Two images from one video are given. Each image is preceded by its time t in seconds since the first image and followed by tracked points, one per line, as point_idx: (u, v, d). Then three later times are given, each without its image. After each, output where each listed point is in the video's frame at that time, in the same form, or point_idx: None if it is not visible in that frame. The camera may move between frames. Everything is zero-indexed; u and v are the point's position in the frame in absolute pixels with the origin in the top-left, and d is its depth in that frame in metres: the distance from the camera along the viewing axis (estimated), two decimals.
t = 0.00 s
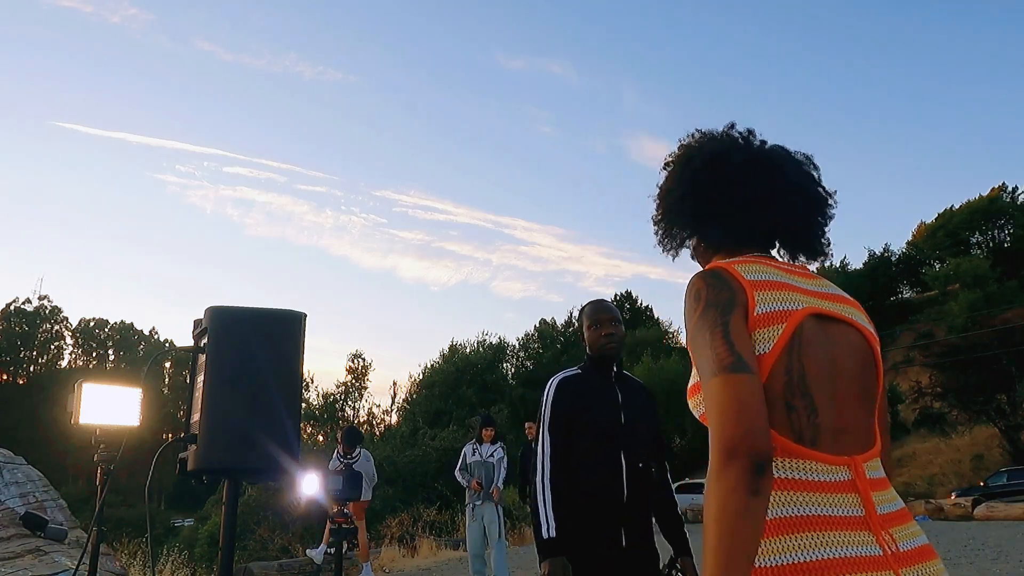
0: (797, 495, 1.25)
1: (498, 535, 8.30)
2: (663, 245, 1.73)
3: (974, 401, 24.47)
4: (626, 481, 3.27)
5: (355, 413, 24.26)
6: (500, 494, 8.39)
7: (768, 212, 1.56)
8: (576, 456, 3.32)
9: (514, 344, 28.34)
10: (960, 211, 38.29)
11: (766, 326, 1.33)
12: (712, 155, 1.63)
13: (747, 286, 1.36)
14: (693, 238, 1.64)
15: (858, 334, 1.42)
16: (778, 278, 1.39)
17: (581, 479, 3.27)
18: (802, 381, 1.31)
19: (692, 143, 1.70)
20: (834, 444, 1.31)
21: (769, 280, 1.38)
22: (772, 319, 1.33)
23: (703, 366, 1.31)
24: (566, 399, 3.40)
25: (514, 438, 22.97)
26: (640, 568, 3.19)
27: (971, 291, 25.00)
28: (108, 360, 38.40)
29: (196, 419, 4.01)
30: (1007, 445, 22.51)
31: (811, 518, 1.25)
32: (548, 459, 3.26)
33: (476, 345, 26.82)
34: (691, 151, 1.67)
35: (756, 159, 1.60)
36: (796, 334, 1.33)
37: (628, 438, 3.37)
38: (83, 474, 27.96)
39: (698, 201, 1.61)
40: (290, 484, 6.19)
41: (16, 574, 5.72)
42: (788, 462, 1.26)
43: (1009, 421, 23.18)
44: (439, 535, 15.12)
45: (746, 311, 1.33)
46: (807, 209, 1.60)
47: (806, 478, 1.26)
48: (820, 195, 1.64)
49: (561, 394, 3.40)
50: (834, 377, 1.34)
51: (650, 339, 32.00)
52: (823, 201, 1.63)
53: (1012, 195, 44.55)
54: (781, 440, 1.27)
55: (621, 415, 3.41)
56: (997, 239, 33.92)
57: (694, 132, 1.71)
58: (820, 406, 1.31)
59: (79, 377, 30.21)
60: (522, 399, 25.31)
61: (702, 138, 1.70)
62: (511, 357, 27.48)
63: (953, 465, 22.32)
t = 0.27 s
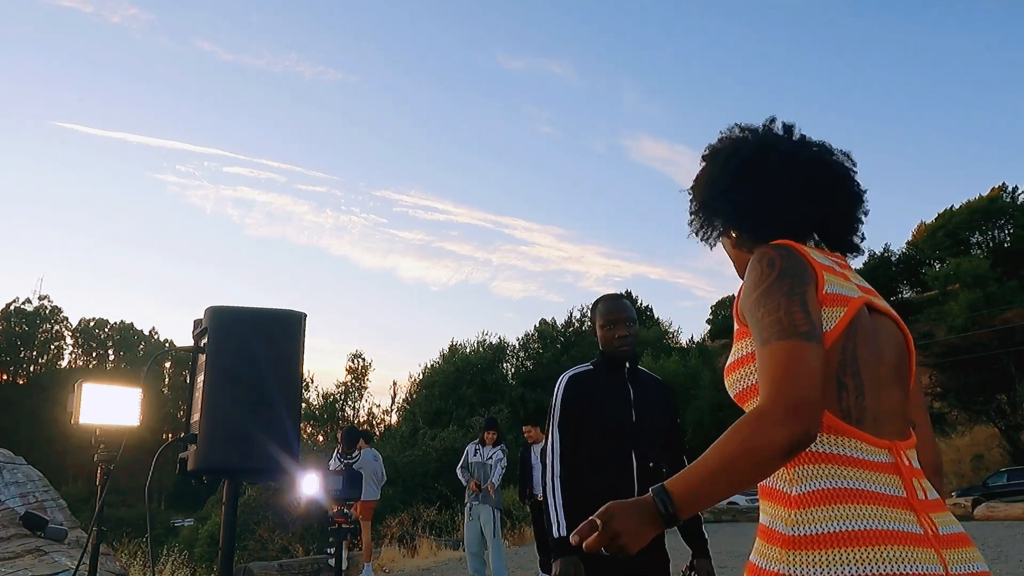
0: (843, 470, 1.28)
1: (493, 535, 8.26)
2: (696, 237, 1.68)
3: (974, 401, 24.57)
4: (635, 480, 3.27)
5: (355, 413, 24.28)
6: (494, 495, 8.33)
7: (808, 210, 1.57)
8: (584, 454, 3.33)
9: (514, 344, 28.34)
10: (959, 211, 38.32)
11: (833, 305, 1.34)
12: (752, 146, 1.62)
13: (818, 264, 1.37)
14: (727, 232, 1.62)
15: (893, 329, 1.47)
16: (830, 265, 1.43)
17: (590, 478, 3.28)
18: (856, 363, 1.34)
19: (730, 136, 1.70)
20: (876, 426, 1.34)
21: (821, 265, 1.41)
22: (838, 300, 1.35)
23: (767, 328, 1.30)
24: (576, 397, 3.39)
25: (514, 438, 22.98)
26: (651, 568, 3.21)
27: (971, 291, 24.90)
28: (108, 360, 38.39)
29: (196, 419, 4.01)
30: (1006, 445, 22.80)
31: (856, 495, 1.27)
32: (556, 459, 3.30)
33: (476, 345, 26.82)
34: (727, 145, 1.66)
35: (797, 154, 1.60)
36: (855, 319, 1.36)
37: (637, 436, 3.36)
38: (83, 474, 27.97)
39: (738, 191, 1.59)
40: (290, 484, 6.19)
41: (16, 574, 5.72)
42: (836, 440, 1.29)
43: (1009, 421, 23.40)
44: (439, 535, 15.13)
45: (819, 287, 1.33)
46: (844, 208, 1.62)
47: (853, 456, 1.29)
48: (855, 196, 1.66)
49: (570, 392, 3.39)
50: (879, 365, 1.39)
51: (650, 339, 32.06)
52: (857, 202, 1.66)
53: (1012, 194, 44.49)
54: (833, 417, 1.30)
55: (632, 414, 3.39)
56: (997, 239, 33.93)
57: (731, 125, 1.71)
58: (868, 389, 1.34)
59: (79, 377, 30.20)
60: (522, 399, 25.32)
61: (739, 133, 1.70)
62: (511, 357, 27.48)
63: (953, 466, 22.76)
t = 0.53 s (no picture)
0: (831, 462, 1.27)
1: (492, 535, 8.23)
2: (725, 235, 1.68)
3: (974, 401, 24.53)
4: (649, 482, 3.15)
5: (355, 413, 24.27)
6: (492, 496, 8.31)
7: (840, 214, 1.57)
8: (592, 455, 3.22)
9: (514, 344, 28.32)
10: (959, 211, 38.29)
11: (815, 300, 1.34)
12: (786, 148, 1.61)
13: (799, 262, 1.38)
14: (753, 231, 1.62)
15: (906, 324, 1.45)
16: (829, 263, 1.43)
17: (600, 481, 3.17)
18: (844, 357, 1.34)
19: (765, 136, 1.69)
20: (872, 421, 1.33)
21: (816, 261, 1.41)
22: (823, 295, 1.35)
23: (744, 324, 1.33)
24: (582, 397, 3.28)
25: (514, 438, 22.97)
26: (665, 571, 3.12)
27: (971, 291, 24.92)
28: (109, 360, 38.38)
29: (196, 419, 4.00)
30: (1006, 444, 22.72)
31: (836, 483, 1.26)
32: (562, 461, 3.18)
33: (476, 345, 26.82)
34: (762, 147, 1.65)
35: (829, 156, 1.60)
36: (840, 314, 1.35)
37: (650, 436, 3.24)
38: (83, 474, 27.97)
39: (768, 188, 1.58)
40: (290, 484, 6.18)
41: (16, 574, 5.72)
42: (825, 432, 1.28)
43: (1009, 421, 23.33)
44: (439, 535, 15.13)
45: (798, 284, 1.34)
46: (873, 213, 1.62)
47: (840, 449, 1.28)
48: (887, 203, 1.66)
49: (577, 393, 3.28)
50: (878, 360, 1.38)
51: (651, 339, 32.05)
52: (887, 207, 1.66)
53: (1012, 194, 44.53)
54: (817, 409, 1.29)
55: (644, 414, 3.28)
56: (998, 239, 33.91)
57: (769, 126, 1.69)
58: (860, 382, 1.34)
59: (78, 377, 30.20)
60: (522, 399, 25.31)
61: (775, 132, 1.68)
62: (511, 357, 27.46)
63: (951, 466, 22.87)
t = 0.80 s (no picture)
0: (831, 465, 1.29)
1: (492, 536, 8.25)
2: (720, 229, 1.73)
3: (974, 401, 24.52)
4: (655, 480, 3.11)
5: (355, 413, 24.26)
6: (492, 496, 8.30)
7: (834, 210, 1.58)
8: (596, 453, 3.19)
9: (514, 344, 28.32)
10: (959, 211, 38.25)
11: (803, 313, 1.38)
12: (776, 143, 1.63)
13: (782, 277, 1.42)
14: (747, 231, 1.65)
15: (910, 320, 1.45)
16: (824, 269, 1.44)
17: (606, 479, 3.14)
18: (839, 360, 1.36)
19: (756, 128, 1.71)
20: (878, 424, 1.34)
21: (806, 271, 1.43)
22: (809, 307, 1.39)
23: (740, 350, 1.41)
24: (583, 392, 3.26)
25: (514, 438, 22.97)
26: (677, 572, 3.07)
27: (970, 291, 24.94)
28: (109, 360, 38.35)
29: (196, 419, 4.00)
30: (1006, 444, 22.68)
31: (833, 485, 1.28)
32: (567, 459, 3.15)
33: (476, 345, 26.81)
34: (754, 141, 1.68)
35: (822, 146, 1.60)
36: (831, 321, 1.38)
37: (656, 432, 3.22)
38: (83, 474, 27.95)
39: (759, 185, 1.61)
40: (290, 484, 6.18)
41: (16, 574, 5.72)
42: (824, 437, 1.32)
43: (1009, 421, 23.29)
44: (439, 535, 15.13)
45: (782, 303, 1.40)
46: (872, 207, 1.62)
47: (837, 452, 1.30)
48: (885, 193, 1.66)
49: (577, 388, 3.27)
50: (880, 359, 1.39)
51: (652, 339, 32.05)
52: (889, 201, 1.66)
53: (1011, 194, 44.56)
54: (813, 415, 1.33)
55: (648, 409, 3.24)
56: (998, 239, 33.88)
57: (760, 119, 1.72)
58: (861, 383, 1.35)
59: (78, 377, 30.21)
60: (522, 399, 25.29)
61: (767, 125, 1.71)
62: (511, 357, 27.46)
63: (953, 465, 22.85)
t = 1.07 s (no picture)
0: (871, 471, 1.35)
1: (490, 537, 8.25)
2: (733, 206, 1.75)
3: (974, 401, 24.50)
4: (659, 475, 3.10)
5: (355, 413, 24.23)
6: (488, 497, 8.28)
7: (851, 183, 1.59)
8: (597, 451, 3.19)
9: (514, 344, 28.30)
10: (960, 211, 38.22)
11: (823, 320, 1.42)
12: (793, 112, 1.64)
13: (804, 280, 1.45)
14: (762, 202, 1.67)
15: (932, 314, 1.51)
16: (850, 265, 1.47)
17: (609, 478, 3.13)
18: (869, 364, 1.40)
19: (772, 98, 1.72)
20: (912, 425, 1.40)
21: (827, 271, 1.46)
22: (831, 312, 1.42)
23: (733, 366, 1.47)
24: (580, 390, 3.26)
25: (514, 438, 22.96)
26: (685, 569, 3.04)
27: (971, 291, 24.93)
28: (108, 361, 38.28)
29: (196, 419, 4.01)
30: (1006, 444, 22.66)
31: (895, 493, 1.33)
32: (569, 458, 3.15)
33: (476, 345, 26.81)
34: (771, 109, 1.68)
35: (849, 119, 1.62)
36: (859, 324, 1.42)
37: (658, 427, 3.21)
38: (83, 474, 27.93)
39: (774, 160, 1.62)
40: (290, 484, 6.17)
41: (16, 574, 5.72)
42: (857, 446, 1.36)
43: (1009, 421, 23.29)
44: (439, 535, 15.12)
45: (796, 315, 1.43)
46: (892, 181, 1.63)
47: (879, 456, 1.36)
48: (914, 169, 1.68)
49: (574, 386, 3.28)
50: (909, 356, 1.45)
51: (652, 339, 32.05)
52: (910, 173, 1.66)
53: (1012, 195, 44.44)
54: (850, 422, 1.37)
55: (648, 403, 3.23)
56: (998, 239, 33.85)
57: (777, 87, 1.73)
58: (893, 383, 1.41)
59: (78, 377, 30.20)
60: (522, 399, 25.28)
61: (788, 93, 1.71)
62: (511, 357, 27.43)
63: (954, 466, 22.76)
